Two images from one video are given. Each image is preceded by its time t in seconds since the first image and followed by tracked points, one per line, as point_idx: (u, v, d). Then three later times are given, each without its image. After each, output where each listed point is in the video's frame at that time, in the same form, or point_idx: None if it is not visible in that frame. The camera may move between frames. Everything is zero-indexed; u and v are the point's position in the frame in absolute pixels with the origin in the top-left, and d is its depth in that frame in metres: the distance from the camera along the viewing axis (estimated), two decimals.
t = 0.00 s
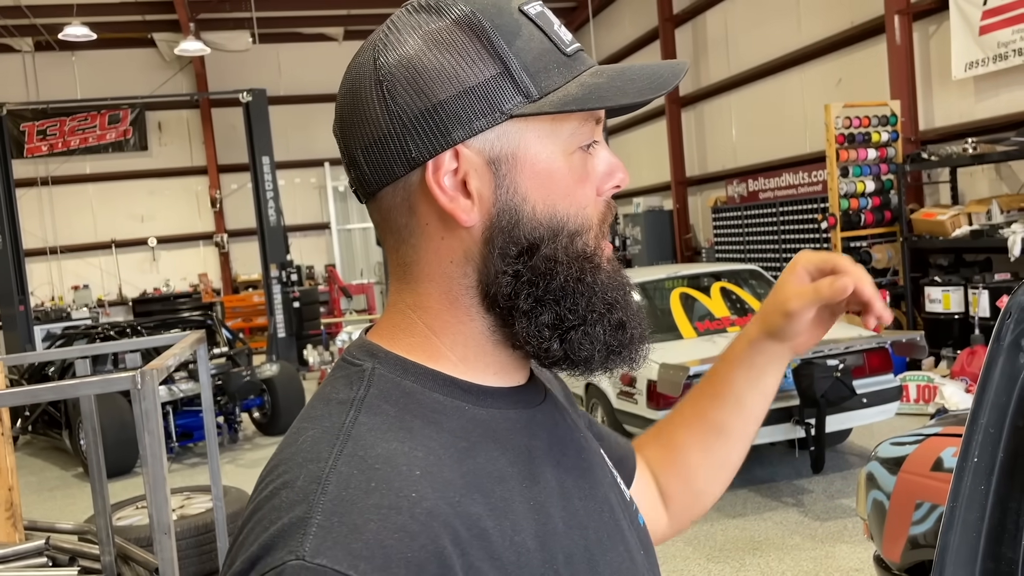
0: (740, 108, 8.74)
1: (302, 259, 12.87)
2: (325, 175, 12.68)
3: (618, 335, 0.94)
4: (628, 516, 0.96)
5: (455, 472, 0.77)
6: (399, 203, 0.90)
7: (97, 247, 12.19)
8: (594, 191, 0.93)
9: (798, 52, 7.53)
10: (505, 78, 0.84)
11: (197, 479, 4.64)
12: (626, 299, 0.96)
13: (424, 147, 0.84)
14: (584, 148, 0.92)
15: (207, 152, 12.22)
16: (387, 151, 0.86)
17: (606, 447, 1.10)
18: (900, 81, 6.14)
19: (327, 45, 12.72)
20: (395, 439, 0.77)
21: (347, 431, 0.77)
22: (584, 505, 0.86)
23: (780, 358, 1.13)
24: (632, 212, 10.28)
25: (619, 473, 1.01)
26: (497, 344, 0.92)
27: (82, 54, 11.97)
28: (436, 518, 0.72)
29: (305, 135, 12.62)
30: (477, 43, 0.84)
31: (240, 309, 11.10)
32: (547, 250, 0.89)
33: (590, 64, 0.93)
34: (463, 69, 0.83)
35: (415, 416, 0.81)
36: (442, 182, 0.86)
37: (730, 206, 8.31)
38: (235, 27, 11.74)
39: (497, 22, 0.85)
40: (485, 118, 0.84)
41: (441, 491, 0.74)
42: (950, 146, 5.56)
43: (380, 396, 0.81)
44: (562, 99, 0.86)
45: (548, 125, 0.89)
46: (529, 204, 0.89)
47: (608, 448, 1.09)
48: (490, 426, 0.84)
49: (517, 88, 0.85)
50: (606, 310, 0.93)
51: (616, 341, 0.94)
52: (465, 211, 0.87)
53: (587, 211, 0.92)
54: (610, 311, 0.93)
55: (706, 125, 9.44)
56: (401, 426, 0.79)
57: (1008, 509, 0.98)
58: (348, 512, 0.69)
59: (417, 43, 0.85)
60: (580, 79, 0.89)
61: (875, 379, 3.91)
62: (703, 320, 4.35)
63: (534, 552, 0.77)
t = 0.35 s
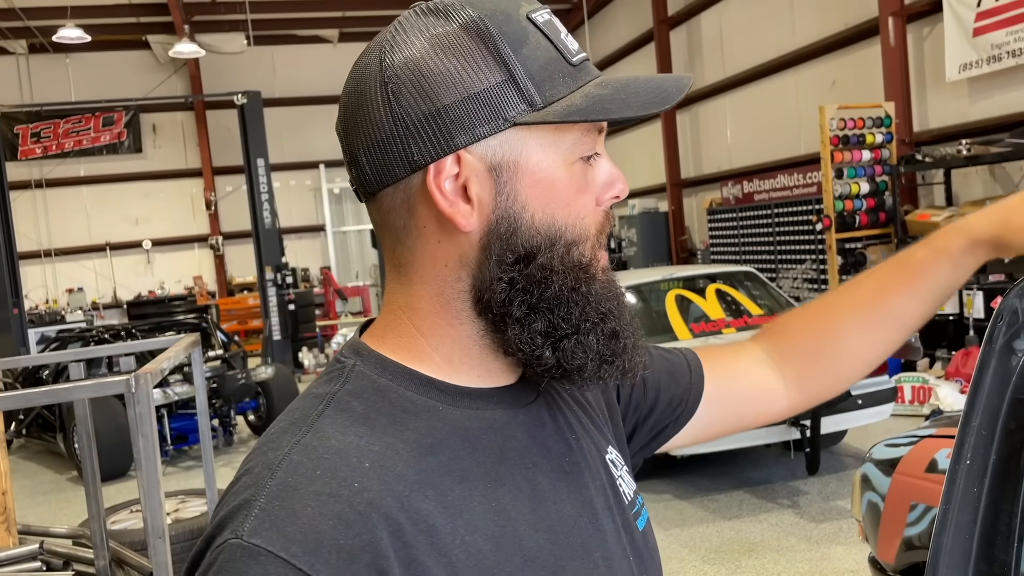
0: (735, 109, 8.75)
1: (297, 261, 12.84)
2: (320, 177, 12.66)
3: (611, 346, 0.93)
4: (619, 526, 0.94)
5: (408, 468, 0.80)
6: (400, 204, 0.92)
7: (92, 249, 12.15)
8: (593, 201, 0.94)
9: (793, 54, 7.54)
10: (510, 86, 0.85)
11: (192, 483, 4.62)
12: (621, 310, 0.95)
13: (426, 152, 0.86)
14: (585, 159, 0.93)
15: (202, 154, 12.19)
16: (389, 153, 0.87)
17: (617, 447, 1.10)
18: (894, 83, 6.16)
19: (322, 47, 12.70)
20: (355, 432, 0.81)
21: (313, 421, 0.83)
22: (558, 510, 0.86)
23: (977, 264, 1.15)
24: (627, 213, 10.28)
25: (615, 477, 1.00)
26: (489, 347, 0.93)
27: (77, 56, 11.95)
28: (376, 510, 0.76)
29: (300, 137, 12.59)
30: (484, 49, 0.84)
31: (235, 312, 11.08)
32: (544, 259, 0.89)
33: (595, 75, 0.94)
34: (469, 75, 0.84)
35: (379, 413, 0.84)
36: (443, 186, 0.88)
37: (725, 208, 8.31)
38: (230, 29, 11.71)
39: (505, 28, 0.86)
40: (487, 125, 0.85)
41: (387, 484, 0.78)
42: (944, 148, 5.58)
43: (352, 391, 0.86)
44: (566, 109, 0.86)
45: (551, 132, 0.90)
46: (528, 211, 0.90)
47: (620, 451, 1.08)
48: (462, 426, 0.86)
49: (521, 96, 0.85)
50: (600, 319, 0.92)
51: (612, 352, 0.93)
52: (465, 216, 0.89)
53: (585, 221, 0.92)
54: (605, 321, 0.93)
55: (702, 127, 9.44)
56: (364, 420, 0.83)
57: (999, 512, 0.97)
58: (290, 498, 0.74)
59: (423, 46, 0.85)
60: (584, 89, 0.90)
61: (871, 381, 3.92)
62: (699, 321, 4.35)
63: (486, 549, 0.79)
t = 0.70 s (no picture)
0: (731, 111, 8.77)
1: (295, 264, 12.86)
2: (317, 180, 12.67)
3: (592, 367, 0.93)
4: (606, 529, 0.95)
5: (402, 477, 0.80)
6: (395, 206, 0.93)
7: (89, 252, 12.14)
8: (587, 223, 0.93)
9: (789, 55, 7.55)
10: (512, 101, 0.85)
11: (189, 485, 4.62)
12: (608, 334, 0.95)
13: (422, 160, 0.86)
14: (584, 181, 0.93)
15: (199, 157, 12.19)
16: (387, 155, 0.88)
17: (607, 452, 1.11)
18: (890, 84, 6.17)
19: (318, 50, 12.70)
20: (349, 440, 0.81)
21: (307, 431, 0.82)
22: (549, 515, 0.87)
23: (976, 311, 1.12)
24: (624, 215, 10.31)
25: (603, 480, 1.01)
26: (472, 360, 0.93)
27: (73, 59, 11.95)
28: (376, 520, 0.75)
29: (297, 140, 12.59)
30: (489, 64, 0.85)
31: (232, 314, 11.08)
32: (531, 276, 0.89)
33: (603, 96, 0.94)
34: (472, 87, 0.85)
35: (373, 422, 0.84)
36: (437, 196, 0.88)
37: (722, 210, 8.33)
38: (226, 31, 11.71)
39: (514, 45, 0.86)
40: (485, 140, 0.85)
41: (382, 490, 0.78)
42: (940, 148, 5.58)
43: (345, 400, 0.86)
44: (568, 131, 0.87)
45: (551, 153, 0.90)
46: (520, 228, 0.90)
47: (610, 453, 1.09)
48: (455, 436, 0.86)
49: (523, 113, 0.86)
50: (583, 341, 0.92)
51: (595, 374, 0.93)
52: (455, 227, 0.89)
53: (576, 241, 0.93)
54: (588, 342, 0.92)
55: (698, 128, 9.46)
56: (357, 428, 0.83)
57: (992, 511, 0.98)
58: (289, 508, 0.73)
59: (429, 53, 0.86)
60: (588, 112, 0.90)
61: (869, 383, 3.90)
62: (696, 322, 4.34)
63: (480, 556, 0.80)
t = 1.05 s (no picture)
0: (730, 112, 8.76)
1: (295, 266, 12.87)
2: (317, 182, 12.68)
3: (572, 370, 0.93)
4: (587, 517, 0.97)
5: (397, 475, 0.81)
6: (384, 215, 0.93)
7: (89, 255, 12.16)
8: (569, 239, 0.94)
9: (788, 56, 7.55)
10: (500, 125, 0.86)
11: (188, 488, 4.62)
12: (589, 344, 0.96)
13: (413, 176, 0.86)
14: (568, 200, 0.93)
15: (199, 159, 12.21)
16: (379, 169, 0.88)
17: (590, 441, 1.13)
18: (889, 84, 6.18)
19: (318, 52, 12.72)
20: (345, 442, 0.82)
21: (307, 433, 0.83)
22: (534, 510, 0.88)
23: (963, 316, 1.12)
24: (624, 216, 10.31)
25: (584, 471, 1.02)
26: (457, 368, 0.93)
27: (73, 63, 11.97)
28: (374, 516, 0.76)
29: (297, 142, 12.60)
30: (481, 88, 0.85)
31: (233, 317, 11.08)
32: (513, 288, 0.89)
33: (587, 122, 0.95)
34: (462, 109, 0.85)
35: (367, 423, 0.85)
36: (425, 209, 0.88)
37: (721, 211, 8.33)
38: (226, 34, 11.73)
39: (504, 70, 0.87)
40: (473, 159, 0.86)
41: (377, 488, 0.78)
42: (939, 148, 5.58)
43: (340, 403, 0.86)
44: (550, 156, 0.87)
45: (534, 175, 0.90)
46: (503, 242, 0.90)
47: (590, 442, 1.10)
48: (444, 436, 0.87)
49: (509, 135, 0.86)
50: (563, 347, 0.92)
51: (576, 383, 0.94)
52: (442, 238, 0.89)
53: (559, 256, 0.93)
54: (568, 348, 0.93)
55: (697, 129, 9.46)
56: (351, 430, 0.83)
57: (983, 511, 0.99)
58: (295, 508, 0.74)
59: (423, 73, 0.86)
60: (572, 138, 0.91)
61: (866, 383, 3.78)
62: (695, 323, 4.34)
63: (472, 550, 0.81)
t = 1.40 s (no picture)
0: (734, 112, 8.76)
1: (299, 267, 12.87)
2: (322, 184, 12.69)
3: (474, 345, 0.93)
4: (588, 517, 0.96)
5: (380, 451, 0.86)
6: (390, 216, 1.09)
7: (94, 258, 12.20)
8: (475, 218, 0.95)
9: (791, 56, 7.55)
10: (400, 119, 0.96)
11: (194, 490, 4.63)
12: (498, 324, 0.94)
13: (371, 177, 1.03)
14: (472, 180, 0.96)
15: (204, 161, 12.23)
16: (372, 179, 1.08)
17: (622, 447, 1.10)
18: (894, 84, 6.17)
19: (322, 54, 12.73)
20: (342, 418, 0.89)
21: (313, 403, 0.93)
22: (520, 500, 0.90)
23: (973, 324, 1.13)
24: (628, 217, 10.31)
25: (596, 473, 1.01)
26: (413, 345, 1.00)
27: (77, 65, 12.00)
28: (346, 482, 0.82)
29: (301, 144, 12.63)
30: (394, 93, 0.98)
31: (237, 318, 11.11)
32: (419, 264, 0.96)
33: (488, 98, 0.93)
34: (385, 115, 0.98)
35: (369, 402, 0.91)
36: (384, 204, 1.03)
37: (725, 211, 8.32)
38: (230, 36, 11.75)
39: (409, 70, 0.96)
40: (387, 154, 0.98)
41: (357, 461, 0.84)
42: (944, 148, 5.57)
43: (353, 380, 0.95)
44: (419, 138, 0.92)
45: (428, 157, 0.96)
46: (417, 224, 0.98)
47: (617, 446, 1.08)
48: (437, 419, 0.91)
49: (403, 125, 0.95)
50: (463, 321, 0.93)
51: (473, 360, 0.92)
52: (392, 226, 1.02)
53: (463, 234, 0.95)
54: (469, 322, 0.93)
55: (701, 129, 9.45)
56: (353, 407, 0.91)
57: (990, 512, 0.98)
58: (280, 468, 0.83)
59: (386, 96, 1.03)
60: (452, 117, 0.92)
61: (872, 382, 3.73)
62: (700, 324, 4.33)
63: (443, 526, 0.84)
